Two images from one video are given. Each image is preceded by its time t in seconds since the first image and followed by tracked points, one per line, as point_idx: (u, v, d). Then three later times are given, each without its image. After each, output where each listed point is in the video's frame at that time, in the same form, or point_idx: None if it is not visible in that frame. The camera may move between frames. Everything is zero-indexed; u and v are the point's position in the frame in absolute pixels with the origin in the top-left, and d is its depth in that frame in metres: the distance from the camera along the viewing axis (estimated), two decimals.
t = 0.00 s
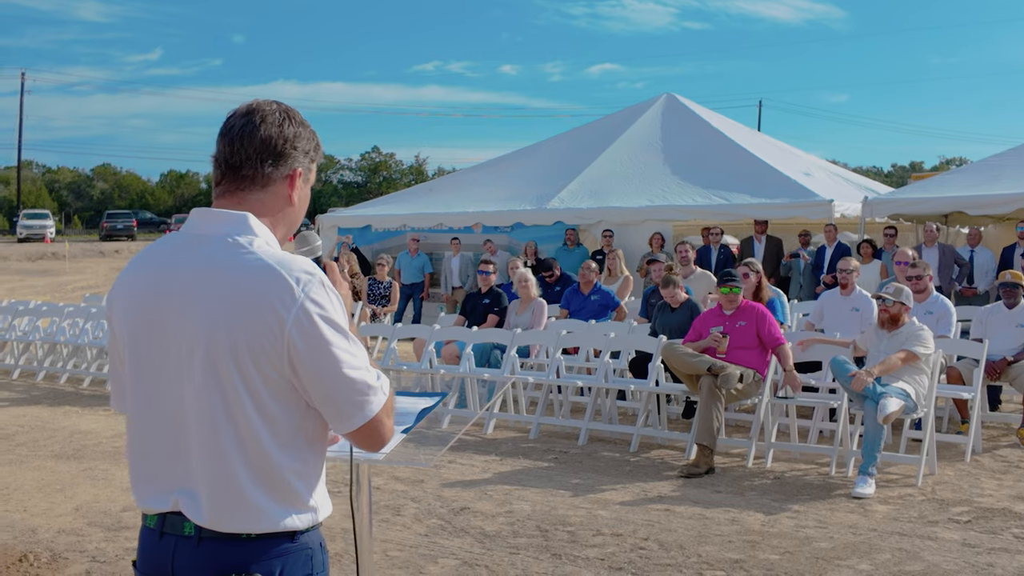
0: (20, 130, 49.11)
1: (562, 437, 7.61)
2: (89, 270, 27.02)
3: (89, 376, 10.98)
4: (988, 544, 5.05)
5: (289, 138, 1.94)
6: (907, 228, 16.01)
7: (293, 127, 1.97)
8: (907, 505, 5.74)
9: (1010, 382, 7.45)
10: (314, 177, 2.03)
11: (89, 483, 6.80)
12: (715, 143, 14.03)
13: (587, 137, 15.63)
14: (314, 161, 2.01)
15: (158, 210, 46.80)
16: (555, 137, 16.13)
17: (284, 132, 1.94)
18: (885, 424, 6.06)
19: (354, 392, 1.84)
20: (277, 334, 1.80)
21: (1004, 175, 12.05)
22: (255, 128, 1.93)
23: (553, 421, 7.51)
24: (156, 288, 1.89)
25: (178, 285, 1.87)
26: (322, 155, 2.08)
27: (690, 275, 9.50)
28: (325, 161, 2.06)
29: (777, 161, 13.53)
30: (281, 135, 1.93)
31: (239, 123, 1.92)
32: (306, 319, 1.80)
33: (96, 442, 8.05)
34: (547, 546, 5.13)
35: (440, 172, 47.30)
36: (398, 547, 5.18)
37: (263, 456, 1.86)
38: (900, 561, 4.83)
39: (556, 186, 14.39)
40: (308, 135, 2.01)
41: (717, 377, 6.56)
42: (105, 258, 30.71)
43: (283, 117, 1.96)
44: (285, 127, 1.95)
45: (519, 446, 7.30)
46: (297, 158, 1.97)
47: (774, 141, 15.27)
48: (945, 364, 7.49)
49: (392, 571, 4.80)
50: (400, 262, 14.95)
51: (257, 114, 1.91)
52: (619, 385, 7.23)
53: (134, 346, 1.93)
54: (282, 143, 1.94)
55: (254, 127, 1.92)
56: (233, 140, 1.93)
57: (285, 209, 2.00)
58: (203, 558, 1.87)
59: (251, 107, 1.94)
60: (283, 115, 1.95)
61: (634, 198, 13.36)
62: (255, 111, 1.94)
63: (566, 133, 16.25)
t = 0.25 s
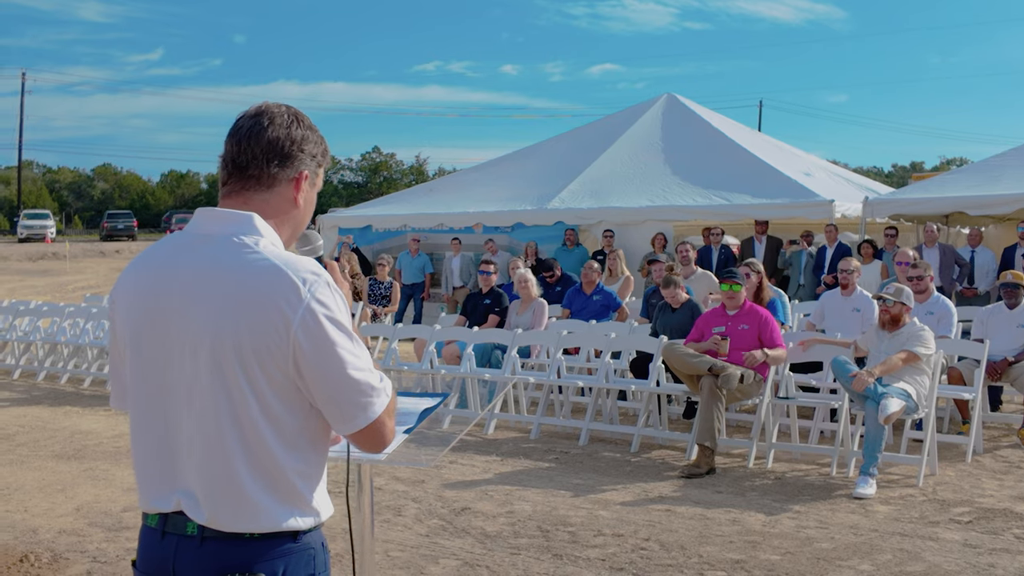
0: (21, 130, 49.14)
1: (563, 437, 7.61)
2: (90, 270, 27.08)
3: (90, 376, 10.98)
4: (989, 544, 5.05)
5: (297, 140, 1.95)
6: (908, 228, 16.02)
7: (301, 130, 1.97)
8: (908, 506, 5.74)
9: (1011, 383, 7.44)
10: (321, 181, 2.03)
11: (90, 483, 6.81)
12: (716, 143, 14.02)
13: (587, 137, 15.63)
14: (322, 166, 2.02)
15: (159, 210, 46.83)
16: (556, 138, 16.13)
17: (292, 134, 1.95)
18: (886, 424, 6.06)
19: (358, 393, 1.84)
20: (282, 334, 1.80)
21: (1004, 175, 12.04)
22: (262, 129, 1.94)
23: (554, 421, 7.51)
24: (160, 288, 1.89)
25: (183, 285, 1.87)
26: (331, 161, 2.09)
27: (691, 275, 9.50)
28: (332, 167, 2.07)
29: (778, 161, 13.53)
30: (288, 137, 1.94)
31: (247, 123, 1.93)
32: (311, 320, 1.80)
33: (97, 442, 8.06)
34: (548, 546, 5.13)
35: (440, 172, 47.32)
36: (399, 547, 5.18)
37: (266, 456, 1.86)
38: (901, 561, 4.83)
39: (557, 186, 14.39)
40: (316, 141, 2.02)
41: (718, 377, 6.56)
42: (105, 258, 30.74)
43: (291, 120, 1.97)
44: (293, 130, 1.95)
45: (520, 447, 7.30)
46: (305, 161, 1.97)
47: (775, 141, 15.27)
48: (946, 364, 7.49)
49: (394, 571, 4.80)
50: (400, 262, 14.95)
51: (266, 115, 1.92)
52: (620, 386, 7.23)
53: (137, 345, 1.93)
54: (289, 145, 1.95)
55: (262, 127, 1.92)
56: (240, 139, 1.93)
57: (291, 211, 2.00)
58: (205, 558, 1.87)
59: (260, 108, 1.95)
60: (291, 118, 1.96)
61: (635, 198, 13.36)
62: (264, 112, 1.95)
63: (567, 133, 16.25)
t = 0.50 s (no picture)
0: (19, 130, 49.15)
1: (562, 438, 7.61)
2: (89, 270, 27.09)
3: (88, 376, 10.98)
4: (987, 544, 5.05)
5: (297, 140, 1.94)
6: (907, 228, 16.02)
7: (301, 129, 1.97)
8: (907, 506, 5.74)
9: (1009, 383, 7.45)
10: (321, 180, 2.03)
11: (89, 483, 6.81)
12: (714, 143, 14.03)
13: (586, 137, 15.63)
14: (322, 165, 2.01)
15: (158, 210, 46.83)
16: (554, 138, 16.13)
17: (292, 134, 1.94)
18: (884, 424, 6.06)
19: (358, 396, 1.84)
20: (281, 336, 1.80)
21: (1003, 175, 12.05)
22: (262, 130, 1.93)
23: (552, 422, 7.51)
24: (160, 289, 1.89)
25: (183, 286, 1.86)
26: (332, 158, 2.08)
27: (690, 275, 9.50)
28: (333, 165, 2.06)
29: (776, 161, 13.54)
30: (288, 137, 1.93)
31: (246, 124, 1.93)
32: (310, 322, 1.80)
33: (96, 443, 8.05)
34: (547, 547, 5.13)
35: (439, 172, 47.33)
36: (398, 547, 5.18)
37: (264, 457, 1.86)
38: (900, 561, 4.83)
39: (556, 187, 14.39)
40: (316, 138, 2.01)
41: (717, 378, 6.56)
42: (104, 258, 30.75)
43: (291, 120, 1.96)
44: (292, 129, 1.95)
45: (519, 447, 7.30)
46: (305, 160, 1.97)
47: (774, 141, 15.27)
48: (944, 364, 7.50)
49: (392, 572, 4.80)
50: (399, 262, 14.95)
51: (265, 115, 1.91)
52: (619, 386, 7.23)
53: (137, 345, 1.93)
54: (289, 145, 1.94)
55: (262, 128, 1.92)
56: (240, 140, 1.93)
57: (292, 211, 2.00)
58: (205, 558, 1.87)
59: (260, 109, 1.95)
60: (291, 118, 1.95)
61: (634, 199, 13.37)
62: (264, 112, 1.94)
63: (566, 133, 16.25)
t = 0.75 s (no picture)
0: (16, 130, 49.11)
1: (559, 437, 7.61)
2: (86, 270, 27.09)
3: (85, 377, 10.96)
4: (984, 544, 5.05)
5: (287, 137, 1.93)
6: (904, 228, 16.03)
7: (291, 125, 1.96)
8: (903, 506, 5.74)
9: (1006, 383, 7.45)
10: (314, 175, 2.02)
11: (85, 484, 6.80)
12: (712, 144, 14.03)
13: (584, 137, 15.63)
14: (314, 159, 2.00)
15: (155, 210, 46.80)
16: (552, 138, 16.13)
17: (281, 131, 1.93)
18: (881, 424, 6.06)
19: (353, 396, 1.83)
20: (275, 336, 1.79)
21: (1000, 175, 12.06)
22: (252, 128, 1.93)
23: (550, 422, 7.51)
24: (156, 289, 1.89)
25: (179, 286, 1.86)
26: (324, 152, 2.07)
27: (687, 275, 9.50)
28: (325, 159, 2.05)
29: (774, 161, 13.55)
30: (278, 134, 1.92)
31: (236, 123, 1.92)
32: (304, 322, 1.79)
33: (92, 443, 8.04)
34: (544, 547, 5.12)
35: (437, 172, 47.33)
36: (394, 547, 5.18)
37: (260, 458, 1.85)
38: (897, 561, 4.83)
39: (554, 186, 14.39)
40: (307, 133, 2.00)
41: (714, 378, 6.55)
42: (101, 258, 30.73)
43: (280, 116, 1.95)
44: (282, 126, 1.94)
45: (516, 447, 7.30)
46: (296, 156, 1.95)
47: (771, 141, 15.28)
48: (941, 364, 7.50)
49: (389, 572, 4.79)
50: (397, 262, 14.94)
51: (254, 114, 1.90)
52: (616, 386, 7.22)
53: (133, 344, 1.92)
54: (280, 142, 1.93)
55: (252, 127, 1.91)
56: (231, 140, 1.92)
57: (287, 208, 1.99)
58: (199, 558, 1.86)
59: (249, 106, 1.94)
60: (280, 114, 1.94)
61: (631, 199, 13.37)
62: (253, 111, 1.93)
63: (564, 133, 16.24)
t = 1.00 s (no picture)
0: (12, 130, 49.03)
1: (556, 437, 7.61)
2: (82, 270, 27.08)
3: (81, 377, 10.94)
4: (980, 544, 5.06)
5: (254, 131, 1.89)
6: (901, 228, 16.05)
7: (261, 119, 1.91)
8: (900, 506, 5.75)
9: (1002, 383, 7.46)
10: (298, 165, 1.96)
11: (82, 484, 6.79)
12: (708, 144, 14.03)
13: (581, 137, 15.63)
14: (294, 148, 1.94)
15: (152, 210, 46.76)
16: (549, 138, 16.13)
17: (247, 125, 1.89)
18: (878, 424, 6.06)
19: (347, 393, 1.83)
20: (267, 336, 1.79)
21: (996, 175, 12.08)
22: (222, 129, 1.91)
23: (547, 422, 7.51)
24: (149, 291, 1.89)
25: (171, 287, 1.86)
26: (314, 138, 2.00)
27: (684, 275, 9.51)
28: (311, 146, 1.99)
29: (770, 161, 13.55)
30: (242, 130, 1.89)
31: (206, 126, 1.91)
32: (295, 321, 1.79)
33: (88, 443, 8.03)
34: (540, 547, 5.13)
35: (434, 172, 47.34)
36: (391, 547, 5.18)
37: (255, 457, 1.85)
38: (893, 561, 4.83)
39: (550, 187, 14.39)
40: (285, 123, 1.94)
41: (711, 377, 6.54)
42: (98, 258, 30.71)
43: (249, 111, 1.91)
44: (249, 121, 1.90)
45: (513, 447, 7.30)
46: (268, 149, 1.91)
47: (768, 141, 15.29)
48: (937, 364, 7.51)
49: (385, 572, 4.79)
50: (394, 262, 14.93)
51: (218, 113, 1.89)
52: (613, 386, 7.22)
53: (129, 347, 1.93)
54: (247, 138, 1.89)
55: (217, 127, 1.89)
56: (204, 144, 1.92)
57: (271, 203, 1.96)
58: (201, 558, 1.86)
59: (220, 105, 1.92)
60: (246, 109, 1.90)
61: (628, 199, 13.37)
62: (221, 109, 1.91)
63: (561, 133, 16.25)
